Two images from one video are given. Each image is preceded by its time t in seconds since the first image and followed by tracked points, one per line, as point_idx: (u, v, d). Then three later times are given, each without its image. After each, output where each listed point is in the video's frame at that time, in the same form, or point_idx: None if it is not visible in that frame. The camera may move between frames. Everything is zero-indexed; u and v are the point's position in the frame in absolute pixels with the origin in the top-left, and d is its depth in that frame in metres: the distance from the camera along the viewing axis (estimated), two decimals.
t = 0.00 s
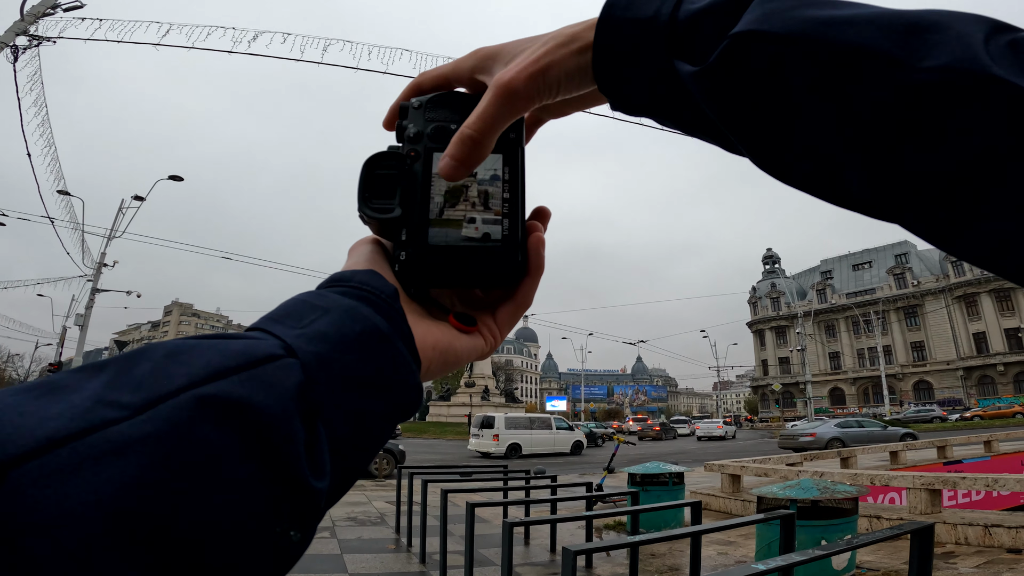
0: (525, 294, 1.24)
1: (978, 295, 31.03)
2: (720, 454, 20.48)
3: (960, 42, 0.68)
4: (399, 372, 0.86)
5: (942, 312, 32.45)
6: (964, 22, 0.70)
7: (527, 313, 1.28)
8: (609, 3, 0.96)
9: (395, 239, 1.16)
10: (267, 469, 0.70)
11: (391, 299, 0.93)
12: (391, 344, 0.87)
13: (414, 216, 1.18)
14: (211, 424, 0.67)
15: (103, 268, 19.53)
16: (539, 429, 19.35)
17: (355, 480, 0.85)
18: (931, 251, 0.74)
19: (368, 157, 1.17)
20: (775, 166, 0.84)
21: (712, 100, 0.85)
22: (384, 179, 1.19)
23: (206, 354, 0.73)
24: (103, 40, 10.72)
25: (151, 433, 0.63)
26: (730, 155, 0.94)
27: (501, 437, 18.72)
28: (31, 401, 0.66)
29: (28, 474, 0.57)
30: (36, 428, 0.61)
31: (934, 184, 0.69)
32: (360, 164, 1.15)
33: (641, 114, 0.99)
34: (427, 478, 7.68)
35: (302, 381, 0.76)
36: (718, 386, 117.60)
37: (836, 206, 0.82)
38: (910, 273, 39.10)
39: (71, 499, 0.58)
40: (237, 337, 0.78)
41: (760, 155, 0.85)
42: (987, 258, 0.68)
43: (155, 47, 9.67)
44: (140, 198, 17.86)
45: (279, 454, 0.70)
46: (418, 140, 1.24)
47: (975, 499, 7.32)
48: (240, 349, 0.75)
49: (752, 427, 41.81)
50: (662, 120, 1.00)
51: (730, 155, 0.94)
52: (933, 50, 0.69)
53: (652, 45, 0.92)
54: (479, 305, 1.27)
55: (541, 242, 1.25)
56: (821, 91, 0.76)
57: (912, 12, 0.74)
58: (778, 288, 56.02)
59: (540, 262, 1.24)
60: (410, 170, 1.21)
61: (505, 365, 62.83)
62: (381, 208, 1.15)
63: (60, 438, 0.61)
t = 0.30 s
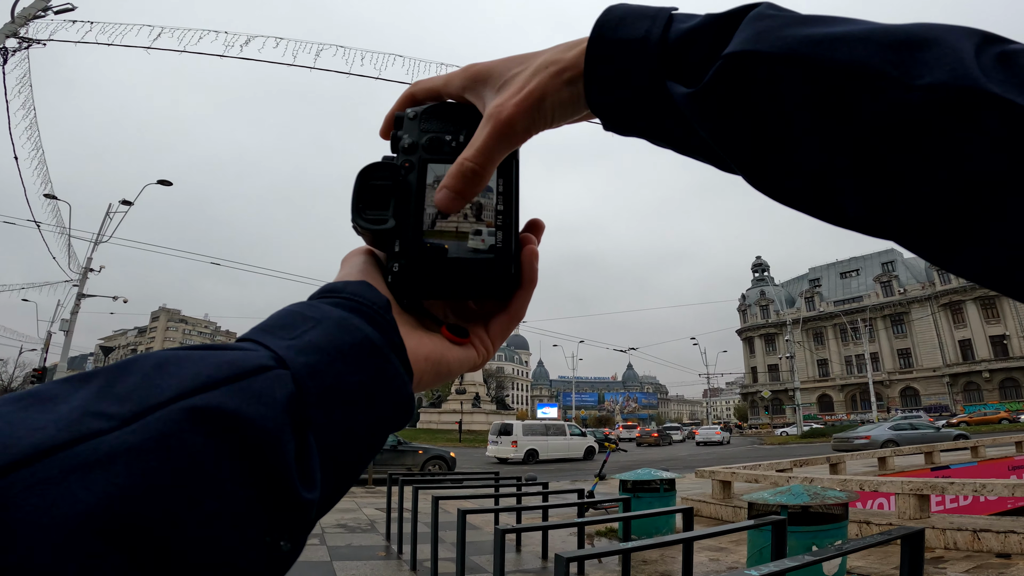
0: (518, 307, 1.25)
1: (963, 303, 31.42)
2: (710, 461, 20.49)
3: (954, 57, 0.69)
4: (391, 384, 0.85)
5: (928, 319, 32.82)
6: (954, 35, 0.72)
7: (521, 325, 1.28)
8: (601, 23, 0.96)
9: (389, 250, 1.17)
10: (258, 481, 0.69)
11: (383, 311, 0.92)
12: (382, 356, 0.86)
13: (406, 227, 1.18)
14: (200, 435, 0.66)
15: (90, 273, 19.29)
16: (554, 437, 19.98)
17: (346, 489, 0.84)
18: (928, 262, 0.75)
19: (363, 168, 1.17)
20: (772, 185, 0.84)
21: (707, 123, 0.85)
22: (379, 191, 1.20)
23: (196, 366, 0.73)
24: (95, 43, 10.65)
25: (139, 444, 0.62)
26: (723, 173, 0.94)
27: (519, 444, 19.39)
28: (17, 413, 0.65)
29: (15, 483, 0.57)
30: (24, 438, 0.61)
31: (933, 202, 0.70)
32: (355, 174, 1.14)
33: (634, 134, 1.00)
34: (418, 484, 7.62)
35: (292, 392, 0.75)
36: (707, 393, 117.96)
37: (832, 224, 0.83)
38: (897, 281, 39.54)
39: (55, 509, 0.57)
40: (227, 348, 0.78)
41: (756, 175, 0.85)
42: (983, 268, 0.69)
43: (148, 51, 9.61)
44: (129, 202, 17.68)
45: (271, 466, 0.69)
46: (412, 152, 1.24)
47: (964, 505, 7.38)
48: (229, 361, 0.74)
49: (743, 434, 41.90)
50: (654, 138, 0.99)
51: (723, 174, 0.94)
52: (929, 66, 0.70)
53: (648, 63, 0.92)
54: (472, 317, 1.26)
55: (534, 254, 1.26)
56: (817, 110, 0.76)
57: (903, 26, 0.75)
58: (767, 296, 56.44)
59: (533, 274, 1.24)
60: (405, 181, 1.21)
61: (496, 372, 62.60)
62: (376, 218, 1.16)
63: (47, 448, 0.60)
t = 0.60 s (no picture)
0: (512, 313, 1.24)
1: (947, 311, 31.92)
2: (700, 468, 20.51)
3: (885, 83, 0.72)
4: (384, 389, 0.85)
5: (913, 327, 33.29)
6: (890, 62, 0.75)
7: (515, 330, 1.28)
8: (578, 63, 0.98)
9: (383, 254, 1.17)
10: (250, 484, 0.69)
11: (377, 316, 0.92)
12: (375, 361, 0.86)
13: (402, 231, 1.18)
14: (189, 440, 0.66)
15: (74, 279, 19.01)
16: (569, 444, 20.64)
17: (338, 492, 0.84)
18: (887, 289, 0.75)
19: (359, 170, 1.17)
20: (736, 214, 0.85)
21: (671, 151, 0.86)
22: (373, 194, 1.19)
23: (187, 369, 0.72)
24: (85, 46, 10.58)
25: (129, 447, 0.62)
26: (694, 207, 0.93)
27: (536, 449, 20.06)
28: (6, 415, 0.65)
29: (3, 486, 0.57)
30: (14, 441, 0.61)
31: (880, 229, 0.71)
32: (350, 177, 1.15)
33: (618, 168, 0.97)
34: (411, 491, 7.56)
35: (285, 396, 0.75)
36: (697, 401, 118.32)
37: (797, 251, 0.83)
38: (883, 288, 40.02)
39: (45, 513, 0.57)
40: (219, 351, 0.77)
41: (723, 207, 0.86)
42: (925, 288, 0.70)
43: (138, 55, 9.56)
44: (115, 208, 17.51)
45: (262, 469, 0.69)
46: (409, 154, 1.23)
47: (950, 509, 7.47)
48: (221, 364, 0.73)
49: (732, 441, 42.00)
50: (631, 170, 0.98)
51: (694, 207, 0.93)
52: (858, 91, 0.73)
53: (616, 93, 0.94)
54: (464, 323, 1.26)
55: (529, 262, 1.23)
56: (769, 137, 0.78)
57: (844, 56, 0.78)
58: (756, 303, 56.88)
59: (527, 282, 1.22)
60: (401, 184, 1.20)
61: (486, 379, 62.35)
62: (370, 222, 1.16)
63: (37, 450, 0.60)
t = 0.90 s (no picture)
0: (509, 318, 1.24)
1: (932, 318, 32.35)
2: (689, 475, 20.50)
3: (880, 93, 0.74)
4: (381, 392, 0.85)
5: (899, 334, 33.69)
6: (885, 71, 0.76)
7: (511, 335, 1.27)
8: (574, 68, 0.99)
9: (379, 257, 1.16)
10: (243, 489, 0.68)
11: (373, 320, 0.91)
12: (372, 365, 0.85)
13: (398, 235, 1.17)
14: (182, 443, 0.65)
15: (59, 284, 18.73)
16: (582, 449, 21.10)
17: (333, 496, 0.83)
18: (878, 298, 0.77)
19: (356, 173, 1.17)
20: (732, 223, 0.86)
21: (668, 158, 0.86)
22: (371, 197, 1.19)
23: (180, 372, 0.72)
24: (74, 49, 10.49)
25: (119, 450, 0.62)
26: (688, 213, 0.95)
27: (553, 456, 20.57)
28: None
29: None
30: (3, 443, 0.61)
31: (876, 238, 0.72)
32: (348, 181, 1.14)
33: (612, 173, 0.99)
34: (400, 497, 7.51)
35: (279, 401, 0.74)
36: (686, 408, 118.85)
37: (790, 260, 0.84)
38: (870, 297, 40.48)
39: (34, 516, 0.57)
40: (213, 354, 0.77)
41: (718, 215, 0.87)
42: (923, 298, 0.71)
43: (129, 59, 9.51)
44: (102, 212, 17.30)
45: (256, 472, 0.68)
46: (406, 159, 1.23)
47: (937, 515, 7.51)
48: (215, 367, 0.73)
49: (722, 448, 42.08)
50: (627, 178, 0.99)
51: (688, 213, 0.94)
52: (857, 100, 0.74)
53: (613, 102, 0.95)
54: (461, 327, 1.26)
55: (526, 267, 1.22)
56: (764, 146, 0.79)
57: (840, 64, 0.79)
58: (745, 311, 57.23)
59: (524, 286, 1.21)
60: (397, 187, 1.20)
61: (476, 387, 62.23)
62: (368, 225, 1.15)
63: (28, 452, 0.60)
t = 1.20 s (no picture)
0: (504, 324, 1.24)
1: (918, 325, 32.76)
2: (680, 482, 20.48)
3: (870, 101, 0.74)
4: (374, 400, 0.84)
5: (886, 341, 34.07)
6: (875, 79, 0.77)
7: (506, 342, 1.27)
8: (568, 75, 1.00)
9: (374, 264, 1.16)
10: (234, 496, 0.67)
11: (367, 327, 0.91)
12: (366, 372, 0.85)
13: (393, 242, 1.17)
14: (173, 450, 0.65)
15: (45, 288, 18.44)
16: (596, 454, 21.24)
17: (326, 503, 0.82)
18: (867, 304, 0.78)
19: (350, 181, 1.16)
20: (724, 230, 0.86)
21: (660, 166, 0.87)
22: (366, 204, 1.19)
23: (171, 380, 0.71)
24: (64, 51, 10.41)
25: (108, 457, 0.61)
26: (681, 220, 0.95)
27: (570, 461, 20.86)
28: None
29: None
30: None
31: (864, 248, 0.73)
32: (342, 188, 1.14)
33: (606, 181, 1.00)
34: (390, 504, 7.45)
35: (271, 408, 0.73)
36: (676, 415, 119.11)
37: (783, 268, 0.84)
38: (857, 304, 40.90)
39: (19, 521, 0.56)
40: (205, 361, 0.76)
41: (711, 222, 0.87)
42: (913, 305, 0.72)
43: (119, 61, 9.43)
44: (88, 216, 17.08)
45: (248, 480, 0.67)
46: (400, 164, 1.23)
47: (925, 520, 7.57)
48: (207, 374, 0.72)
49: (712, 454, 42.14)
50: (621, 185, 1.00)
51: (681, 221, 0.95)
52: (845, 108, 0.75)
53: (606, 109, 0.95)
54: (455, 333, 1.25)
55: (522, 273, 1.22)
56: (755, 153, 0.80)
57: (831, 72, 0.80)
58: (734, 318, 57.58)
59: (519, 293, 1.21)
60: (392, 194, 1.20)
61: (467, 394, 61.95)
62: (362, 232, 1.15)
63: (14, 459, 0.59)
